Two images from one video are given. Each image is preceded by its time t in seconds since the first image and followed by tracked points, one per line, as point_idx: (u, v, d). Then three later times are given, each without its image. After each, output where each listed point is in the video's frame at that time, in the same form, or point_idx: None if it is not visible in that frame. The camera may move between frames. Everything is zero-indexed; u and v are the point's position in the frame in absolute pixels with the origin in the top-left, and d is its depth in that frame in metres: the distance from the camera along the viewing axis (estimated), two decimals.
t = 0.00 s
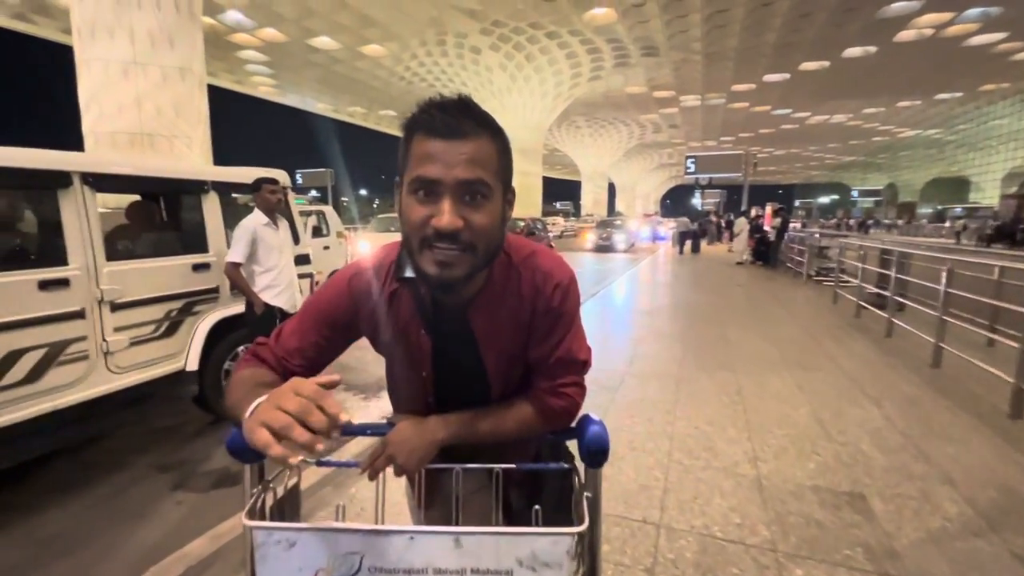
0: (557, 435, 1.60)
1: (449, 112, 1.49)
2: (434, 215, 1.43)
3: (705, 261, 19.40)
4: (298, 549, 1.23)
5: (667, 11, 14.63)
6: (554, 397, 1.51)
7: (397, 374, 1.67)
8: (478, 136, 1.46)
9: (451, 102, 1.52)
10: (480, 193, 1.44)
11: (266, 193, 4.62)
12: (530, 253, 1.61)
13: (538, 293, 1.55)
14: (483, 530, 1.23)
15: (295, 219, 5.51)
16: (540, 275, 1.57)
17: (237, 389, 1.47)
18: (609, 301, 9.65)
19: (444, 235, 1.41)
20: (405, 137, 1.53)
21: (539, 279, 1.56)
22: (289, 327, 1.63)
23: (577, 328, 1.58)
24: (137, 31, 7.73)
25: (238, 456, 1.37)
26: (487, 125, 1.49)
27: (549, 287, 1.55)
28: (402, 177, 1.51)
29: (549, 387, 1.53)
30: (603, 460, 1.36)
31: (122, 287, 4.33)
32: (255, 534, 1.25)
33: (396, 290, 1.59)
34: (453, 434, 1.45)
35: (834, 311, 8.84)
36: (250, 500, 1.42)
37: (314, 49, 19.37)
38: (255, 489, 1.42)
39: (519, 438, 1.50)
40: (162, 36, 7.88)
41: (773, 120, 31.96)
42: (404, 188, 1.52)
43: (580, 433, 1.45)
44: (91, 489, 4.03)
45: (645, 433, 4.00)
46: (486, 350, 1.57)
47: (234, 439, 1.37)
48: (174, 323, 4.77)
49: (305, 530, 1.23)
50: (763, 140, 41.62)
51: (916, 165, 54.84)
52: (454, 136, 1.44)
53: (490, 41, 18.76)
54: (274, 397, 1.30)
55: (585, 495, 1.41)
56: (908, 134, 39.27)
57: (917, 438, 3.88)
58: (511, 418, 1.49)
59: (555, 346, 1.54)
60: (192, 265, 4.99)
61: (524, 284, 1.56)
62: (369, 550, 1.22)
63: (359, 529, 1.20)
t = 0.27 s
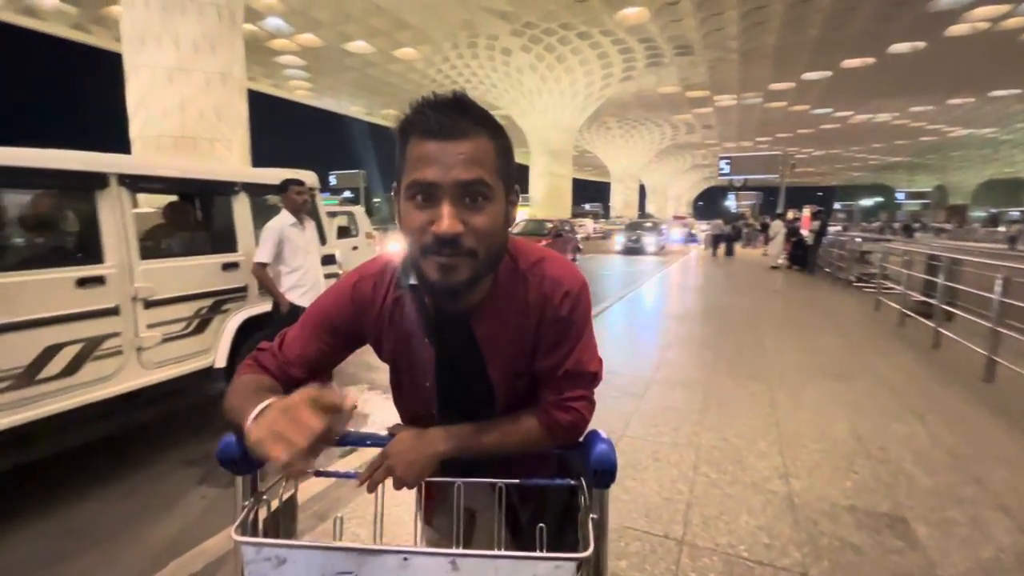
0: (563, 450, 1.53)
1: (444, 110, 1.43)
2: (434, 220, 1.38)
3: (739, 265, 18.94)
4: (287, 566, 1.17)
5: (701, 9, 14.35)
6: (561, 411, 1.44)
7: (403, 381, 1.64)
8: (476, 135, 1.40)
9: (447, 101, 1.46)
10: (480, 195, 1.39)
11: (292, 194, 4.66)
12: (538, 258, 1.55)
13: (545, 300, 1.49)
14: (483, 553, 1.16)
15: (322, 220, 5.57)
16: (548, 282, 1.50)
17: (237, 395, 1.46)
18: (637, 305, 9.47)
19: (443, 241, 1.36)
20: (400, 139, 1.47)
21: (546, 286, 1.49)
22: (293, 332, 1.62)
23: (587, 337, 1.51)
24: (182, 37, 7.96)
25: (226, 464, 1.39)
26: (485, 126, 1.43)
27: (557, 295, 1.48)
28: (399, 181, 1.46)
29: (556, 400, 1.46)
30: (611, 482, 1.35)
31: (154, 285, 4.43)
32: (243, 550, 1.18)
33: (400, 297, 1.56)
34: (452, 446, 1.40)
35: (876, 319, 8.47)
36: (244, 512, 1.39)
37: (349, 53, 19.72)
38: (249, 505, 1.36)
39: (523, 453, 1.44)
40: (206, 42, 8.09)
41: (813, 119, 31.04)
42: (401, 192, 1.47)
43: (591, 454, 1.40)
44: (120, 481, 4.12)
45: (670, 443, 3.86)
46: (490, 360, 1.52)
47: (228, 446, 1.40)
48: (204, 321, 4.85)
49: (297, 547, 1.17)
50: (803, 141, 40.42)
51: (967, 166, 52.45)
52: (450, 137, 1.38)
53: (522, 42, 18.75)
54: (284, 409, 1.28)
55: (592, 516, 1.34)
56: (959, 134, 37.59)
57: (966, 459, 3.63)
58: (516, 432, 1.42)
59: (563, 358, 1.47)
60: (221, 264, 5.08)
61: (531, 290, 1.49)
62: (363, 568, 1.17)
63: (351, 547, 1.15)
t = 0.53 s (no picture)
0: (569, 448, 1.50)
1: (456, 104, 1.38)
2: (450, 216, 1.33)
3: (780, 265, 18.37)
4: (295, 554, 1.16)
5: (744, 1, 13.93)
6: (567, 407, 1.41)
7: (409, 376, 1.61)
8: (487, 129, 1.35)
9: (457, 93, 1.41)
10: (494, 190, 1.35)
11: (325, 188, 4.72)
12: (546, 254, 1.50)
13: (552, 297, 1.44)
14: (486, 547, 1.13)
15: (353, 213, 5.65)
16: (555, 277, 1.45)
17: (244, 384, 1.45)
18: (670, 304, 9.26)
19: (459, 237, 1.31)
20: (409, 134, 1.42)
21: (553, 283, 1.44)
22: (303, 324, 1.60)
23: (594, 334, 1.46)
24: (229, 37, 8.19)
25: (234, 455, 1.38)
26: (497, 122, 1.38)
27: (564, 293, 1.43)
28: (410, 176, 1.40)
29: (563, 397, 1.42)
30: (619, 477, 1.32)
31: (194, 275, 4.55)
32: (250, 537, 1.17)
33: (407, 292, 1.53)
34: (457, 441, 1.38)
35: (924, 325, 8.05)
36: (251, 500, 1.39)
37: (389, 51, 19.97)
38: (256, 491, 1.39)
39: (528, 450, 1.42)
40: (251, 42, 8.32)
41: (863, 115, 29.77)
42: (411, 187, 1.42)
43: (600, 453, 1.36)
44: (157, 463, 4.28)
45: (697, 448, 3.72)
46: (495, 357, 1.48)
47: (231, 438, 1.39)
48: (239, 311, 4.97)
49: (303, 535, 1.16)
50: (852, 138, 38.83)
51: None
52: (464, 130, 1.33)
53: (560, 37, 18.62)
54: (270, 411, 1.24)
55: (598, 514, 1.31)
56: None
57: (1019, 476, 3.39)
58: (520, 427, 1.41)
59: (570, 356, 1.43)
60: (257, 256, 5.19)
61: (538, 287, 1.44)
62: (365, 559, 1.16)
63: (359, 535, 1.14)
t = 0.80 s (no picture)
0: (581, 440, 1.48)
1: (488, 92, 1.36)
2: (486, 203, 1.29)
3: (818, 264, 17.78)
4: (312, 540, 1.16)
5: None
6: (580, 400, 1.39)
7: (425, 368, 1.59)
8: (517, 118, 1.33)
9: (485, 83, 1.39)
10: (527, 175, 1.33)
11: (354, 185, 4.84)
12: (562, 244, 1.45)
13: (567, 288, 1.39)
14: (499, 535, 1.11)
15: (381, 209, 5.71)
16: (570, 268, 1.40)
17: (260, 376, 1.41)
18: (701, 302, 9.04)
19: (495, 224, 1.28)
20: (437, 122, 1.38)
21: (568, 273, 1.39)
22: (323, 313, 1.57)
23: (609, 324, 1.42)
24: (266, 40, 8.39)
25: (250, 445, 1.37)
26: (525, 112, 1.36)
27: (578, 283, 1.38)
28: (438, 163, 1.36)
29: (578, 389, 1.40)
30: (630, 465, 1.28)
31: (229, 270, 4.65)
32: (269, 522, 1.18)
33: (424, 282, 1.50)
34: (472, 431, 1.36)
35: (972, 326, 7.65)
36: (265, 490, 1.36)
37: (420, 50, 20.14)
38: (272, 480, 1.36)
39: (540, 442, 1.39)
40: (288, 44, 8.50)
41: (910, 107, 28.57)
42: (439, 174, 1.37)
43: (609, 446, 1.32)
44: (191, 451, 4.40)
45: (725, 451, 3.60)
46: (510, 348, 1.45)
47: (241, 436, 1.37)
48: (272, 305, 5.06)
49: (317, 522, 1.15)
50: (896, 131, 37.32)
51: None
52: (498, 118, 1.31)
53: (591, 32, 18.47)
54: (263, 422, 1.23)
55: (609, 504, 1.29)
56: None
57: None
58: (536, 419, 1.38)
59: (585, 347, 1.39)
60: (289, 251, 5.28)
61: (553, 277, 1.39)
62: (381, 546, 1.15)
63: (372, 523, 1.13)
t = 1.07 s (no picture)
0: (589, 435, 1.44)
1: (508, 92, 1.32)
2: (505, 201, 1.26)
3: (847, 263, 17.33)
4: (326, 531, 1.16)
5: None
6: (591, 395, 1.34)
7: (439, 364, 1.56)
8: (535, 118, 1.30)
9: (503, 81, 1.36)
10: (544, 174, 1.31)
11: (373, 184, 4.89)
12: (573, 242, 1.41)
13: (578, 282, 1.35)
14: (512, 524, 1.11)
15: (400, 208, 5.74)
16: (581, 266, 1.36)
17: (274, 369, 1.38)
18: (724, 302, 8.85)
19: (514, 221, 1.25)
20: (456, 122, 1.34)
21: (579, 269, 1.36)
22: (342, 309, 1.56)
23: (621, 321, 1.38)
24: (291, 43, 8.53)
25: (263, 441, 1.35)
26: (542, 110, 1.33)
27: (590, 279, 1.34)
28: (457, 161, 1.33)
29: (588, 384, 1.36)
30: (638, 462, 1.23)
31: (252, 268, 4.72)
32: (285, 513, 1.18)
33: (439, 278, 1.47)
34: (484, 425, 1.33)
35: (1010, 328, 7.34)
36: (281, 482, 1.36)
37: (441, 50, 20.24)
38: (290, 471, 1.36)
39: (549, 434, 1.36)
40: (311, 47, 8.62)
41: (945, 100, 27.63)
42: (458, 174, 1.34)
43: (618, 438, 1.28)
44: (214, 444, 4.47)
45: (746, 454, 3.49)
46: (522, 343, 1.42)
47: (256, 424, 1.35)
48: (294, 302, 5.12)
49: (333, 512, 1.15)
50: (931, 126, 36.13)
51: None
52: (518, 116, 1.28)
53: (612, 29, 18.33)
54: (271, 415, 1.21)
55: (619, 497, 1.27)
56: None
57: None
58: (549, 413, 1.35)
59: (596, 342, 1.35)
60: (311, 250, 5.33)
61: (564, 274, 1.35)
62: (395, 537, 1.14)
63: (385, 513, 1.12)
